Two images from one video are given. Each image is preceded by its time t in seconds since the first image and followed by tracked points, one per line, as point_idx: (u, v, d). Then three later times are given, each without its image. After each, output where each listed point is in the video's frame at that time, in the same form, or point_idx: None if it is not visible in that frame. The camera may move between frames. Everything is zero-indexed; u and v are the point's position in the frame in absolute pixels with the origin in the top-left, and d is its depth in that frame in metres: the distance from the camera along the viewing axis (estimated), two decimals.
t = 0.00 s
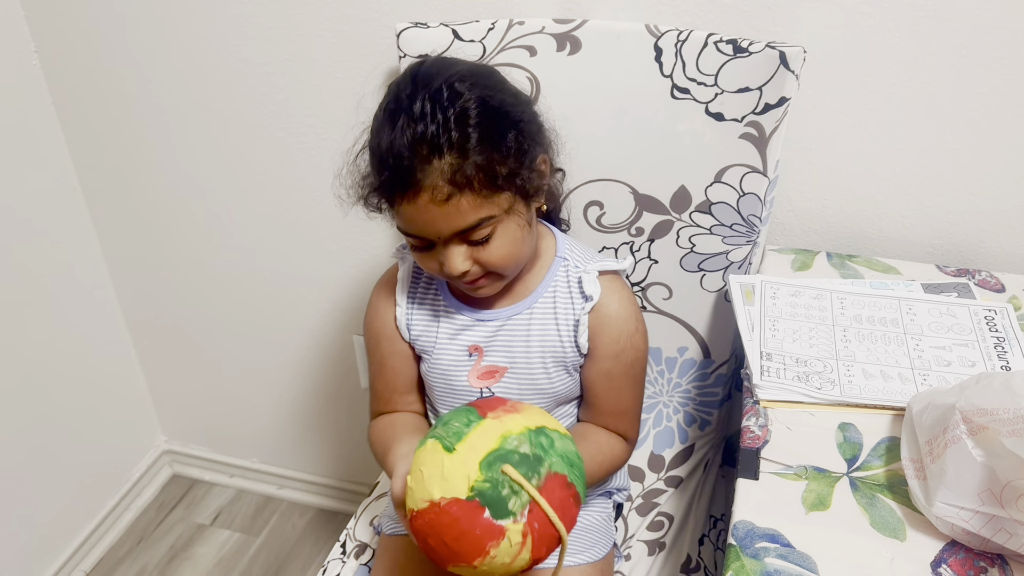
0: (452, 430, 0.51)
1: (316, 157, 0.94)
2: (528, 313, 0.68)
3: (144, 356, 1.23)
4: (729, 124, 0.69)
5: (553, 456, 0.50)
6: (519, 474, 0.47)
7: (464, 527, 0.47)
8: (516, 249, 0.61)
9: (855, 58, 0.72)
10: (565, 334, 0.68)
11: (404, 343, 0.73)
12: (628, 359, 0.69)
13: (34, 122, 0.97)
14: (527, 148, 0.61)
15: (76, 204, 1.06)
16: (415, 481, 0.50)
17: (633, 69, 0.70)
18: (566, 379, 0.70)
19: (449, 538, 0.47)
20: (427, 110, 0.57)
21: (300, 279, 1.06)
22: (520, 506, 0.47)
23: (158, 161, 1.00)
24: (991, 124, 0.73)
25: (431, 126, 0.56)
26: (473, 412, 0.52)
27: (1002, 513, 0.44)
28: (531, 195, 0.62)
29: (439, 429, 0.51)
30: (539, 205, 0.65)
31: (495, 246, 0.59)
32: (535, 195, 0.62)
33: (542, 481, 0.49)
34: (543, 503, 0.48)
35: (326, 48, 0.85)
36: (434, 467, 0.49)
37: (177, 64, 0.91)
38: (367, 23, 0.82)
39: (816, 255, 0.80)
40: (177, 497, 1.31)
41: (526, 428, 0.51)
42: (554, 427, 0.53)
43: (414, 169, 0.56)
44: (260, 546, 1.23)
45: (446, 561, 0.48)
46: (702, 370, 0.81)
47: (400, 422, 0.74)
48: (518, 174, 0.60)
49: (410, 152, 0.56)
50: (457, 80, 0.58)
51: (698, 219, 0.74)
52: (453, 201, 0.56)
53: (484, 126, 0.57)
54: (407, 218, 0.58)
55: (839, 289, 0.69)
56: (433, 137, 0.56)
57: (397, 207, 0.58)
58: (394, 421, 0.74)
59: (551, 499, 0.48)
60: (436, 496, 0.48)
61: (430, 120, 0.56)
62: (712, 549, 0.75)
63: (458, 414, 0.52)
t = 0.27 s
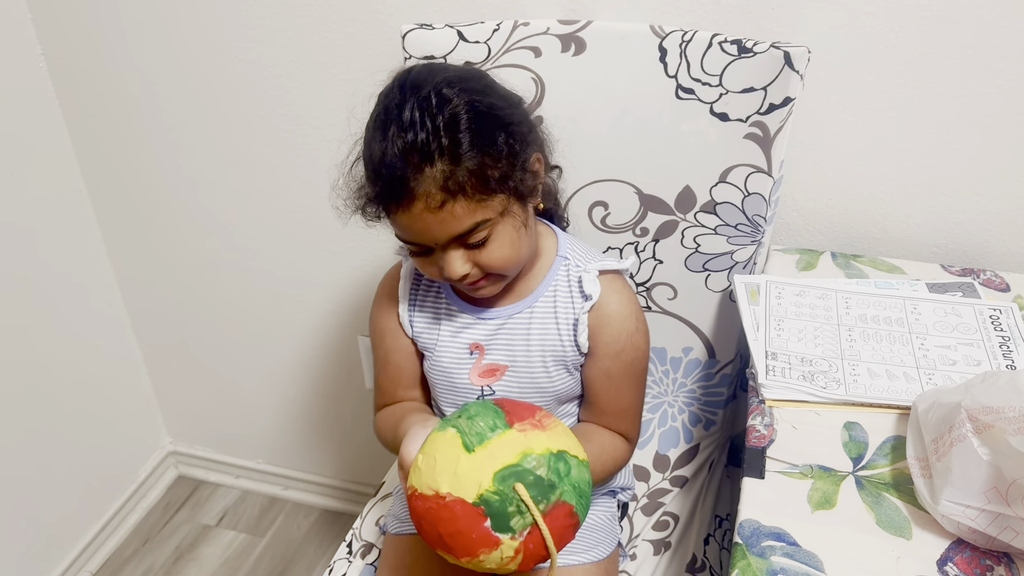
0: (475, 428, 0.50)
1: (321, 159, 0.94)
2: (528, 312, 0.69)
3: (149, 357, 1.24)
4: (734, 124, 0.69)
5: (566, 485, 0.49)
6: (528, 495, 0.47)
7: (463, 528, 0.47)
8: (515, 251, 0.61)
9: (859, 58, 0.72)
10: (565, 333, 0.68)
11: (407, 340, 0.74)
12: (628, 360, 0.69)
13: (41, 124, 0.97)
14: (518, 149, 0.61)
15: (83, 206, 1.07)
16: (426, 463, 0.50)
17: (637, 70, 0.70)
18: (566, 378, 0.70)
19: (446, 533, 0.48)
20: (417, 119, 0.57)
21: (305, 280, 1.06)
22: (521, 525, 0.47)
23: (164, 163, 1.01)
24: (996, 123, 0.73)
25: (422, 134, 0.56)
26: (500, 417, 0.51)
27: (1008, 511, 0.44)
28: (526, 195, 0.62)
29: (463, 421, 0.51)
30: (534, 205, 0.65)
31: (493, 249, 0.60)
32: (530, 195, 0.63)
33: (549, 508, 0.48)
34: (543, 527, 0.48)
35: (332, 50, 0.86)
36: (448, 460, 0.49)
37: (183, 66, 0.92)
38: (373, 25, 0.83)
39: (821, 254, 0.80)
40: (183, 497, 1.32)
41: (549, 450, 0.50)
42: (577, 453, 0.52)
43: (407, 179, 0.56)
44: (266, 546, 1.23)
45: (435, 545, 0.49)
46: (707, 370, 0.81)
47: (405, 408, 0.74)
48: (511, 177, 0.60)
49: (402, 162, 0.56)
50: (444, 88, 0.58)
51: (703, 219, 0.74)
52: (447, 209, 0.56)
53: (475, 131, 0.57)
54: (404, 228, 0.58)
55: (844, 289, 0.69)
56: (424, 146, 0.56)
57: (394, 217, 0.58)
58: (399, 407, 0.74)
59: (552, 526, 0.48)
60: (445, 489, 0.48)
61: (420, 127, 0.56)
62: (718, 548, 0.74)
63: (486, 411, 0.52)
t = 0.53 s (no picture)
0: (471, 451, 0.50)
1: (323, 164, 0.95)
2: (526, 316, 0.69)
3: (153, 361, 1.24)
4: (733, 128, 0.70)
5: (560, 511, 0.50)
6: (521, 524, 0.47)
7: (456, 551, 0.48)
8: (507, 251, 0.61)
9: (857, 62, 0.73)
10: (563, 337, 0.69)
11: (407, 345, 0.74)
12: (627, 362, 0.69)
13: (46, 131, 0.98)
14: (512, 151, 0.62)
15: (87, 211, 1.07)
16: (422, 479, 0.50)
17: (636, 74, 0.71)
18: (565, 382, 0.70)
19: (439, 553, 0.48)
20: (413, 118, 0.57)
21: (308, 284, 1.07)
22: (513, 551, 0.48)
23: (167, 168, 1.01)
24: (994, 126, 0.73)
25: (417, 133, 0.57)
26: (497, 439, 0.51)
27: (1005, 512, 0.45)
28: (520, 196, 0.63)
29: (460, 442, 0.51)
30: (529, 207, 0.65)
31: (486, 248, 0.60)
32: (524, 197, 0.63)
33: (541, 535, 0.49)
34: (535, 551, 0.48)
35: (334, 55, 0.86)
36: (443, 482, 0.49)
37: (186, 72, 0.93)
38: (374, 30, 0.84)
39: (820, 257, 0.80)
40: (187, 501, 1.32)
41: (544, 477, 0.49)
42: (573, 476, 0.52)
43: (401, 174, 0.57)
44: (269, 550, 1.23)
45: (427, 559, 0.50)
46: (707, 373, 0.81)
47: (406, 414, 0.74)
48: (505, 177, 0.60)
49: (397, 160, 0.57)
50: (440, 87, 0.59)
51: (703, 223, 0.75)
52: (439, 205, 0.56)
53: (470, 131, 0.58)
54: (397, 224, 0.59)
55: (843, 292, 0.70)
56: (418, 143, 0.57)
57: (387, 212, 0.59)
58: (400, 413, 0.75)
59: (543, 549, 0.49)
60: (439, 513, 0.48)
61: (416, 127, 0.57)
62: (718, 551, 0.75)
63: (483, 432, 0.51)
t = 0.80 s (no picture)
0: (471, 460, 0.50)
1: (323, 169, 0.95)
2: (523, 325, 0.69)
3: (155, 366, 1.25)
4: (730, 133, 0.70)
5: (560, 520, 0.50)
6: (520, 533, 0.48)
7: (455, 559, 0.48)
8: (500, 246, 0.61)
9: (854, 66, 0.73)
10: (561, 346, 0.69)
11: (405, 354, 0.74)
12: (626, 369, 0.69)
13: (47, 137, 0.99)
14: (511, 148, 0.62)
15: (89, 217, 1.08)
16: (422, 488, 0.51)
17: (633, 80, 0.71)
18: (564, 389, 0.71)
19: (438, 561, 0.49)
20: (412, 107, 0.58)
21: (309, 289, 1.07)
22: (512, 560, 0.48)
23: (168, 175, 1.02)
24: (991, 129, 0.73)
25: (415, 122, 0.58)
26: (496, 449, 0.51)
27: (1000, 515, 0.45)
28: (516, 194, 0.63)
29: (460, 451, 0.51)
30: (525, 209, 0.66)
31: (479, 240, 0.60)
32: (520, 196, 0.63)
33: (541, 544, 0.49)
34: (534, 560, 0.49)
35: (333, 62, 0.87)
36: (442, 491, 0.49)
37: (187, 79, 0.93)
38: (374, 37, 0.84)
39: (818, 261, 0.80)
40: (189, 506, 1.33)
41: (543, 486, 0.50)
42: (574, 485, 0.52)
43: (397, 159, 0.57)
44: (271, 554, 1.24)
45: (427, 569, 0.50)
46: (706, 376, 0.81)
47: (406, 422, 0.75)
48: (501, 172, 0.61)
49: (395, 146, 0.57)
50: (442, 82, 0.60)
51: (701, 227, 0.75)
52: (433, 192, 0.57)
53: (467, 123, 0.59)
54: (390, 212, 0.59)
55: (841, 295, 0.70)
56: (416, 131, 0.57)
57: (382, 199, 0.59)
58: (400, 422, 0.75)
59: (543, 559, 0.49)
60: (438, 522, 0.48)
61: (414, 116, 0.58)
62: (719, 554, 0.74)
63: (482, 442, 0.51)
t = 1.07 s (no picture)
0: (470, 457, 0.51)
1: (323, 175, 0.96)
2: (520, 336, 0.69)
3: (157, 372, 1.25)
4: (728, 136, 0.71)
5: (563, 508, 0.50)
6: (526, 522, 0.48)
7: (463, 557, 0.48)
8: (509, 220, 0.62)
9: (851, 68, 0.73)
10: (558, 357, 0.69)
11: (401, 367, 0.74)
12: (623, 377, 0.70)
13: (49, 144, 0.99)
14: (523, 143, 0.66)
15: (90, 223, 1.08)
16: (424, 492, 0.51)
17: (631, 84, 0.71)
18: (562, 399, 0.71)
19: (446, 561, 0.48)
20: (434, 84, 0.62)
21: (310, 294, 1.08)
22: (520, 551, 0.48)
23: (169, 181, 1.02)
24: (988, 131, 0.74)
25: (437, 94, 0.61)
26: (495, 444, 0.52)
27: (998, 516, 0.45)
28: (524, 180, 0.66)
29: (459, 450, 0.52)
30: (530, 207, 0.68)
31: (490, 210, 0.61)
32: (529, 186, 0.66)
33: (547, 533, 0.49)
34: (541, 551, 0.49)
35: (333, 68, 0.87)
36: (445, 489, 0.50)
37: (188, 86, 0.94)
38: (373, 43, 0.85)
39: (817, 263, 0.80)
40: (192, 511, 1.33)
41: (544, 474, 0.51)
42: (573, 473, 0.53)
43: (421, 122, 0.60)
44: (274, 559, 1.24)
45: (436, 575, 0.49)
46: (706, 379, 0.82)
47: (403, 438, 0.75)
48: (513, 153, 0.64)
49: (417, 111, 0.60)
50: (462, 75, 0.64)
51: (699, 230, 0.75)
52: (454, 153, 0.59)
53: (484, 104, 0.62)
54: (407, 175, 0.60)
55: (839, 297, 0.70)
56: (441, 102, 0.61)
57: (399, 163, 0.61)
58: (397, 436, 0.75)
59: (550, 549, 0.49)
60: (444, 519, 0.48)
61: (436, 89, 0.61)
62: (719, 556, 0.74)
63: (480, 439, 0.52)
